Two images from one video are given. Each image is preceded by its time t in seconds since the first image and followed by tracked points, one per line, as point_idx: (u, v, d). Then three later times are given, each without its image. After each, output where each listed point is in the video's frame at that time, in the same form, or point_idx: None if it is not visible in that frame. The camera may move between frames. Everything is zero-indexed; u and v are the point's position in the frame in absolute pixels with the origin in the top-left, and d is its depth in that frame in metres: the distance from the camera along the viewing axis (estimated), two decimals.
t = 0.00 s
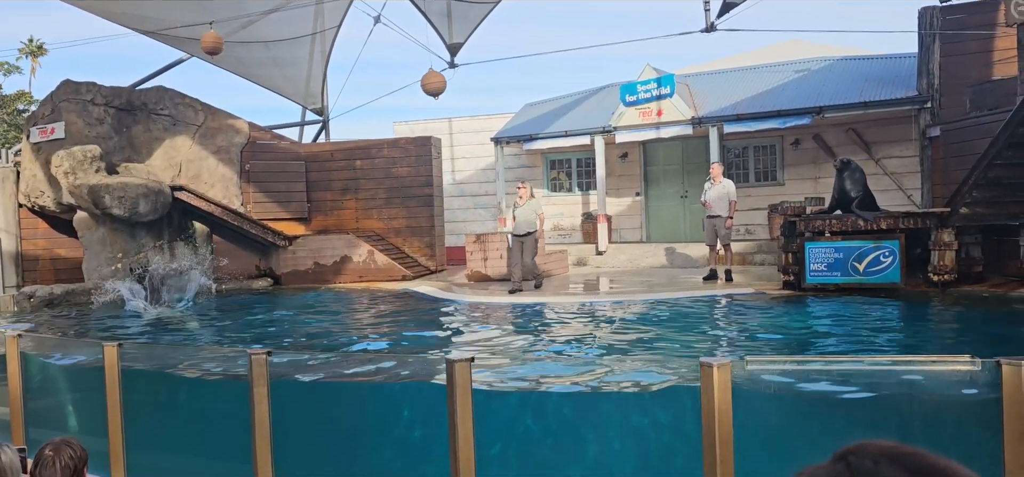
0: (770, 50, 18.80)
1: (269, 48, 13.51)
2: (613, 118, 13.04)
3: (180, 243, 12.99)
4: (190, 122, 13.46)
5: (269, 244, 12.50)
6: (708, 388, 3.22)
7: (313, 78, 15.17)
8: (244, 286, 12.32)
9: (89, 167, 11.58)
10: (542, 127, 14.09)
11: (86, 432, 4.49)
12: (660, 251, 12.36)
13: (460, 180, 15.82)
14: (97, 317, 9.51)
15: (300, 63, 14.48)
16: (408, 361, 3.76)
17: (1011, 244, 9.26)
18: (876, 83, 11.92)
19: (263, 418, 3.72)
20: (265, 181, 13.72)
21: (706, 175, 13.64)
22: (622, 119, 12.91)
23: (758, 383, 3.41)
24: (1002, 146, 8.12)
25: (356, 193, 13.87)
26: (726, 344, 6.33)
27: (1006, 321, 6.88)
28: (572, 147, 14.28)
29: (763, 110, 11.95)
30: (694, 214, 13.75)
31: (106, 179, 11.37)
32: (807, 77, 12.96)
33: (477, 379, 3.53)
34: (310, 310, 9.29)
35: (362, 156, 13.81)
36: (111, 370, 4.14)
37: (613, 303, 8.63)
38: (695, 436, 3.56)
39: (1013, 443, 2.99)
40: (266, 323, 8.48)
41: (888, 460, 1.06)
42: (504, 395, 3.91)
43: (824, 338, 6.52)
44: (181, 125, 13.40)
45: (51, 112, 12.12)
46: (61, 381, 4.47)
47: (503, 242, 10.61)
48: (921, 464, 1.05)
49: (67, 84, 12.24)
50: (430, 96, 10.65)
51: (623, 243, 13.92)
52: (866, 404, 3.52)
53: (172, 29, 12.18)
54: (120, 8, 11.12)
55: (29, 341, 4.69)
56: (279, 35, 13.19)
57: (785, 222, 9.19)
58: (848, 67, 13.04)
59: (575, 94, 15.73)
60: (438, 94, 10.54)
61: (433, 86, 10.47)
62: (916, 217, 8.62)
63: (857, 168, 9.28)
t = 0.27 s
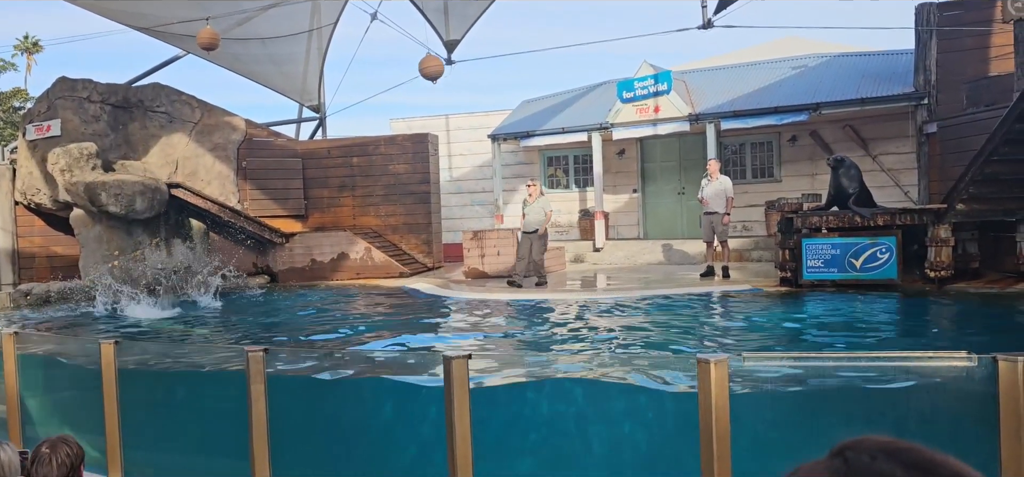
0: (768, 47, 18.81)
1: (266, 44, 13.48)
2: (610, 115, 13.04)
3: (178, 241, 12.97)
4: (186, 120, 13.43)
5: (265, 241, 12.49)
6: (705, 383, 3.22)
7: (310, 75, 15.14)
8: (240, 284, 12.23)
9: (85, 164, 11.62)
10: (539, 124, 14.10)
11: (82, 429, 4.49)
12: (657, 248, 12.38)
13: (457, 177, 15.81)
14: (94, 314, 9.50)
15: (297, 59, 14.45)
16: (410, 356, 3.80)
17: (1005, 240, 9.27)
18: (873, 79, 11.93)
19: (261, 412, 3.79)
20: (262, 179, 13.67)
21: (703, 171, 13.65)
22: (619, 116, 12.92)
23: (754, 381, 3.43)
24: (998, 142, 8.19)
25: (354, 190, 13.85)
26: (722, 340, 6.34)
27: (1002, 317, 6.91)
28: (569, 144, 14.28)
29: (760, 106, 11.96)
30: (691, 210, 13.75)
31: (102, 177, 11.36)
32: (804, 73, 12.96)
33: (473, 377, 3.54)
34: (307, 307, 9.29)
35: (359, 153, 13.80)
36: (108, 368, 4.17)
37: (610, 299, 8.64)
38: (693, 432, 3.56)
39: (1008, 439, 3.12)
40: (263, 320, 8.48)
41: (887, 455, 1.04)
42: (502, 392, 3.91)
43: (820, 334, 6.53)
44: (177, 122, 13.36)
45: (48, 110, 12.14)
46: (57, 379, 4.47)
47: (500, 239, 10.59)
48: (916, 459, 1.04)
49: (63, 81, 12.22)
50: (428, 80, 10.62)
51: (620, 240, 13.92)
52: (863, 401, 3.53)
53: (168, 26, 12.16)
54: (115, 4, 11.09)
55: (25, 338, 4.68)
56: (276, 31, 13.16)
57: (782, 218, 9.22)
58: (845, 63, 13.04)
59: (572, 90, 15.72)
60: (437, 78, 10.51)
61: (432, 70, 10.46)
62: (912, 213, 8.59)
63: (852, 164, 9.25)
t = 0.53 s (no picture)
0: (764, 45, 18.82)
1: (261, 42, 13.46)
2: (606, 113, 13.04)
3: (173, 238, 12.85)
4: (181, 117, 13.46)
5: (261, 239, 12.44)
6: (700, 380, 3.22)
7: (306, 73, 15.12)
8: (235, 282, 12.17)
9: (81, 162, 11.54)
10: (535, 122, 14.10)
11: (78, 428, 4.48)
12: (653, 245, 12.39)
13: (453, 175, 15.80)
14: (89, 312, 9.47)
15: (293, 57, 14.42)
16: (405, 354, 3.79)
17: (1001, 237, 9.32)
18: (869, 77, 11.95)
19: (256, 410, 3.80)
20: (257, 177, 13.62)
21: (699, 169, 13.65)
22: (615, 113, 12.91)
23: (750, 378, 3.42)
24: (994, 140, 8.15)
25: (349, 188, 13.83)
26: (717, 337, 6.35)
27: (996, 314, 6.92)
28: (565, 142, 14.28)
29: (756, 104, 11.98)
30: (687, 208, 13.74)
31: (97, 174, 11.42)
32: (800, 71, 12.97)
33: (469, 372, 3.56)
34: (303, 305, 9.28)
35: (355, 151, 13.78)
36: (104, 366, 4.17)
37: (607, 297, 8.64)
38: (690, 429, 3.55)
39: (1003, 437, 3.10)
40: (259, 318, 8.47)
41: (882, 451, 1.05)
42: (500, 389, 3.91)
43: (816, 331, 6.54)
44: (173, 120, 13.39)
45: (42, 107, 12.07)
46: (53, 377, 4.46)
47: (496, 236, 10.58)
48: (912, 455, 1.04)
49: (58, 79, 12.21)
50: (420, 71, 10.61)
51: (617, 237, 13.93)
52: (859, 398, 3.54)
53: (163, 23, 12.15)
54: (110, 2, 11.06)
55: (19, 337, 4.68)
56: (271, 29, 13.14)
57: (777, 215, 9.20)
58: (840, 61, 13.05)
59: (568, 88, 15.72)
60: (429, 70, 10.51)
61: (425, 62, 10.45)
62: (908, 210, 8.58)
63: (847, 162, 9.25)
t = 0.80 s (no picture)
0: (760, 43, 18.84)
1: (257, 41, 13.42)
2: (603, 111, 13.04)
3: (169, 240, 12.62)
4: (177, 116, 13.35)
5: (256, 238, 12.44)
6: (696, 378, 3.24)
7: (302, 71, 15.09)
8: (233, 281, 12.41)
9: (76, 161, 11.51)
10: (531, 121, 14.10)
11: (74, 427, 4.47)
12: (649, 244, 12.41)
13: (449, 173, 15.78)
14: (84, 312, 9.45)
15: (288, 56, 14.38)
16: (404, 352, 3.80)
17: (996, 235, 9.34)
18: (864, 75, 11.97)
19: (253, 413, 3.84)
20: (253, 176, 13.60)
21: (695, 168, 13.68)
22: (611, 112, 12.90)
23: (746, 376, 3.43)
24: (988, 138, 8.25)
25: (345, 187, 13.83)
26: (714, 336, 6.36)
27: (991, 311, 6.95)
28: (561, 141, 14.27)
29: (752, 103, 11.99)
30: (683, 206, 13.76)
31: (92, 174, 11.39)
32: (796, 70, 12.98)
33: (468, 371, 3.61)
34: (299, 304, 9.26)
35: (351, 150, 13.76)
36: (99, 366, 4.18)
37: (603, 295, 8.64)
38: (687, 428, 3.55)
39: (998, 436, 3.13)
40: (255, 317, 8.45)
41: (877, 449, 1.05)
42: (498, 385, 3.95)
43: (813, 329, 6.55)
44: (168, 119, 13.27)
45: (37, 107, 12.04)
46: (49, 377, 4.45)
47: (492, 235, 10.58)
48: (905, 452, 1.04)
49: (53, 77, 12.14)
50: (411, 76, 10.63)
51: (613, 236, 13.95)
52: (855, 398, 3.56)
53: (158, 22, 12.12)
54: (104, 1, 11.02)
55: (15, 336, 4.66)
56: (266, 28, 13.10)
57: (774, 214, 9.23)
58: (836, 59, 13.07)
59: (564, 87, 15.71)
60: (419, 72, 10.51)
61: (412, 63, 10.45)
62: (904, 208, 8.60)
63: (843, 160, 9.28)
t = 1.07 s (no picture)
0: (756, 43, 18.87)
1: (253, 41, 13.41)
2: (599, 111, 13.06)
3: (165, 239, 12.60)
4: (173, 117, 13.33)
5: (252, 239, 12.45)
6: (693, 380, 3.22)
7: (298, 72, 15.07)
8: (228, 281, 12.31)
9: (71, 161, 11.48)
10: (528, 120, 14.11)
11: (70, 427, 4.46)
12: (646, 244, 12.42)
13: (446, 173, 15.77)
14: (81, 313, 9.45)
15: (284, 56, 14.36)
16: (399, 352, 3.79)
17: (991, 234, 9.37)
18: (860, 75, 12.00)
19: (249, 413, 3.74)
20: (249, 176, 13.59)
21: (691, 168, 13.67)
22: (608, 112, 12.94)
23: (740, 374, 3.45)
24: (984, 138, 8.15)
25: (341, 187, 13.82)
26: (709, 335, 6.37)
27: (986, 310, 6.97)
28: (557, 141, 14.28)
29: (747, 102, 12.00)
30: (679, 207, 13.77)
31: (88, 174, 11.25)
32: (791, 69, 13.00)
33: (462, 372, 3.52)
34: (295, 305, 9.25)
35: (348, 150, 13.76)
36: (95, 367, 4.13)
37: (600, 295, 8.65)
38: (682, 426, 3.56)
39: (994, 436, 3.14)
40: (251, 318, 8.44)
41: (874, 448, 1.05)
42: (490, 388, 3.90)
43: (808, 328, 6.57)
44: (164, 119, 13.28)
45: (31, 107, 11.92)
46: (44, 377, 4.44)
47: (489, 235, 10.57)
48: (902, 452, 1.04)
49: (48, 78, 12.09)
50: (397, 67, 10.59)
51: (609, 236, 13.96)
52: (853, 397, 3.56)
53: (154, 22, 12.10)
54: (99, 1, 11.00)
55: (10, 337, 4.66)
56: (262, 28, 13.08)
57: (770, 214, 9.28)
58: (831, 59, 13.10)
59: (560, 87, 15.72)
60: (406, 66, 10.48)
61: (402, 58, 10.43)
62: (899, 209, 8.71)
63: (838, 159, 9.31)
